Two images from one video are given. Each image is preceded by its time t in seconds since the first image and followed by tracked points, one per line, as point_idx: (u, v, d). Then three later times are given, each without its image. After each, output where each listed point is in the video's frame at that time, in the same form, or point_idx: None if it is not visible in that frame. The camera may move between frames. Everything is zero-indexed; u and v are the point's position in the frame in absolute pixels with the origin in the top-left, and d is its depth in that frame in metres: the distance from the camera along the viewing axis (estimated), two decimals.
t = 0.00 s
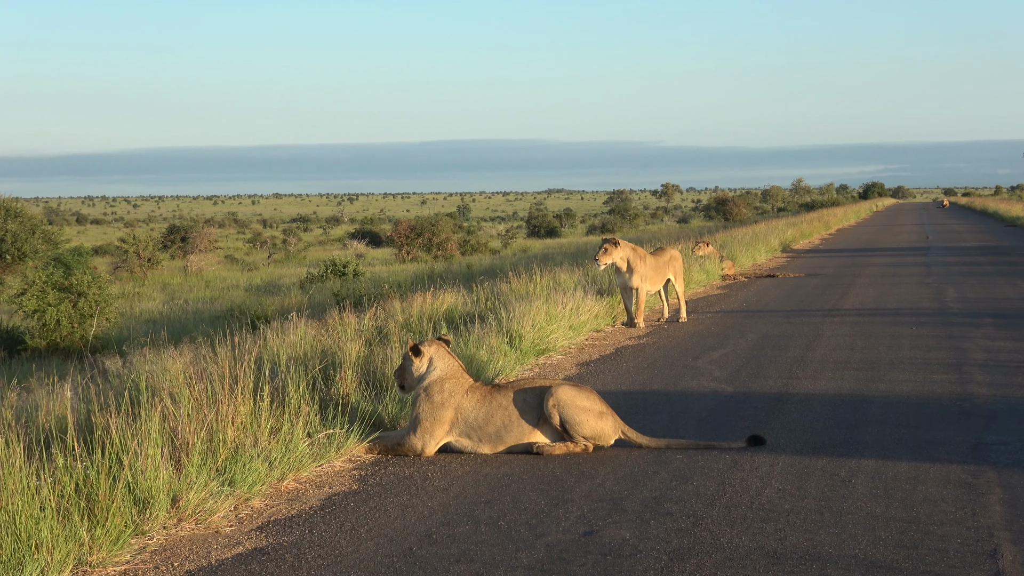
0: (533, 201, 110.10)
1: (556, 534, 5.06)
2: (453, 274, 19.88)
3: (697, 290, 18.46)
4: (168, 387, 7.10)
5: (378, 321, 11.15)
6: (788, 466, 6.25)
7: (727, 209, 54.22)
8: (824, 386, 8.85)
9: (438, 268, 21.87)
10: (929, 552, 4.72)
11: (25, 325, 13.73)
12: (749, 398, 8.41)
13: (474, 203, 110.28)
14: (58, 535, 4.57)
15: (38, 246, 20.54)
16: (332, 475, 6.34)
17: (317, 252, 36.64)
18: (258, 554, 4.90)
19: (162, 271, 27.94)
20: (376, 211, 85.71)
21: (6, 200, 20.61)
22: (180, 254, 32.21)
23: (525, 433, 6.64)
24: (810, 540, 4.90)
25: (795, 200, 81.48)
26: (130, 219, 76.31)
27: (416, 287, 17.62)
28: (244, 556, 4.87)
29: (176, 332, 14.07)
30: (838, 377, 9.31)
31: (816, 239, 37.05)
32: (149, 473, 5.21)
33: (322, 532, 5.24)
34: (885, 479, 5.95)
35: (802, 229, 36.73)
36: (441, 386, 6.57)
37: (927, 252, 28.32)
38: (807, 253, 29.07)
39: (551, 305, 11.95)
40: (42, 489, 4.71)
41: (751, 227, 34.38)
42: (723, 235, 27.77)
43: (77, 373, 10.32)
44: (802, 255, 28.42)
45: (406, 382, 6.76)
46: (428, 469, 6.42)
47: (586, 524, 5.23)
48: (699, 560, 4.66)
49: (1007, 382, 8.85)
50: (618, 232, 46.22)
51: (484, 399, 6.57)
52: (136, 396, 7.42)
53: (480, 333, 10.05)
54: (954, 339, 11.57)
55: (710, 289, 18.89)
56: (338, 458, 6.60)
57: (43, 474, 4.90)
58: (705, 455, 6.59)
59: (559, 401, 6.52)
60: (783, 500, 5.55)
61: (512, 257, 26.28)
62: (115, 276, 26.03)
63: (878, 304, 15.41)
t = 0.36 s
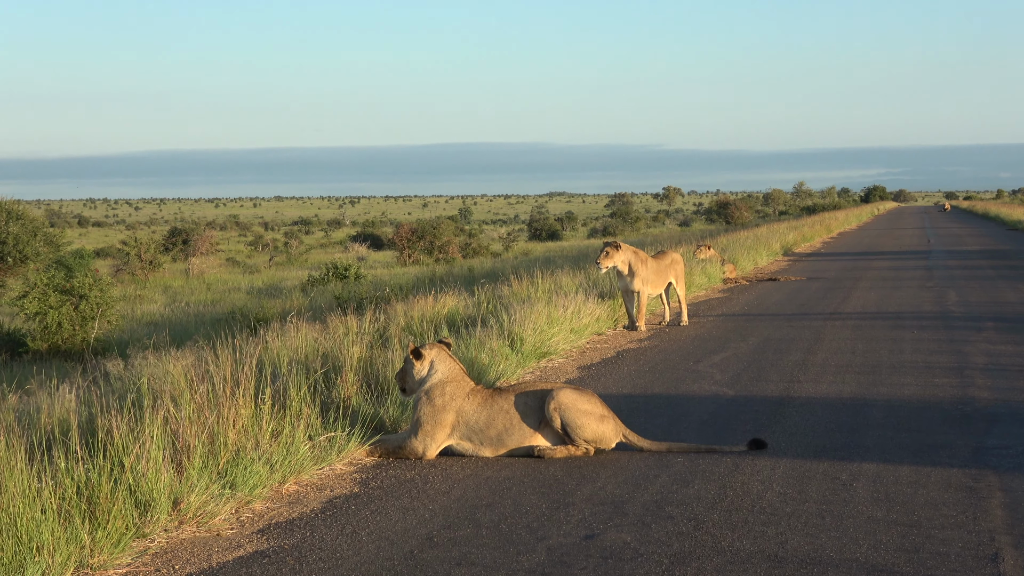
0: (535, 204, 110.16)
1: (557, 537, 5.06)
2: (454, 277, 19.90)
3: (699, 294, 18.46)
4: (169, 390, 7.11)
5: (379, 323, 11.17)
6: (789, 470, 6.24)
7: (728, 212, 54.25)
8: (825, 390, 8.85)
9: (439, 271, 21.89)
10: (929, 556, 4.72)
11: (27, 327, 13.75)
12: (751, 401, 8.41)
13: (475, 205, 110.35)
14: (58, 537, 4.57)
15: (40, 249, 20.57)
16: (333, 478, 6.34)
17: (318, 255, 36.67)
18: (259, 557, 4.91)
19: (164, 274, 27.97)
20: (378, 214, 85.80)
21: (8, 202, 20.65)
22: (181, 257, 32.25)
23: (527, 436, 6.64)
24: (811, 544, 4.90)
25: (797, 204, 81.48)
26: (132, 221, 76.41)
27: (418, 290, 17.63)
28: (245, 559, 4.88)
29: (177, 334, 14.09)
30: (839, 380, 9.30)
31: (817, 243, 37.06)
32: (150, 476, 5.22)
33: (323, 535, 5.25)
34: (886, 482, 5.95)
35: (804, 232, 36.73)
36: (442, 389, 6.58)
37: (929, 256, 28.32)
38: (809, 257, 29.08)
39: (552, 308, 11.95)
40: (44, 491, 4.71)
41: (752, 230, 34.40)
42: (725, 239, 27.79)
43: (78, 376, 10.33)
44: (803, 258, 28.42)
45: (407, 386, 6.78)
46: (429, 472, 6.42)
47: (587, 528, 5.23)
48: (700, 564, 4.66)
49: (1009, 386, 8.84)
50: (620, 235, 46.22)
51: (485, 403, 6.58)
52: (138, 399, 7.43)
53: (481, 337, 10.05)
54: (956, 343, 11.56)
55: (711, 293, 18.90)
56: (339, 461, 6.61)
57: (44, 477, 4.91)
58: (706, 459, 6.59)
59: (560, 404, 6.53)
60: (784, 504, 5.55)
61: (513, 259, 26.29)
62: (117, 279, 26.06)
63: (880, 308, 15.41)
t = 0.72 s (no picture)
0: (536, 207, 110.19)
1: (559, 541, 5.06)
2: (456, 279, 19.90)
3: (700, 296, 18.46)
4: (171, 392, 7.13)
5: (381, 326, 11.17)
6: (791, 473, 6.24)
7: (730, 215, 54.25)
8: (827, 393, 8.84)
9: (441, 274, 21.90)
10: (932, 559, 4.72)
11: (29, 329, 13.76)
12: (753, 404, 8.41)
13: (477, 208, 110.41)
14: (60, 540, 4.57)
15: (42, 251, 20.58)
16: (335, 481, 6.34)
17: (320, 257, 36.69)
18: (261, 560, 4.91)
19: (166, 276, 28.00)
20: (380, 217, 85.87)
21: (11, 204, 20.69)
22: (184, 259, 32.29)
23: (529, 439, 6.65)
24: (814, 547, 4.90)
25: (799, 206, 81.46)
26: (134, 223, 76.48)
27: (420, 292, 17.65)
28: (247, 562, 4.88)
29: (179, 337, 14.10)
30: (842, 383, 9.30)
31: (820, 245, 37.06)
32: (152, 479, 5.23)
33: (325, 538, 5.25)
34: (888, 485, 5.95)
35: (806, 235, 36.73)
36: (444, 392, 6.58)
37: (931, 259, 28.32)
38: (811, 259, 29.08)
39: (554, 311, 11.95)
40: (46, 494, 4.72)
41: (754, 233, 34.40)
42: (727, 241, 27.80)
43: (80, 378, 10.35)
44: (805, 261, 28.41)
45: (409, 389, 6.78)
46: (431, 475, 6.43)
47: (589, 531, 5.23)
48: (702, 567, 4.66)
49: (1011, 390, 8.83)
50: (621, 238, 46.21)
51: (487, 405, 6.58)
52: (140, 401, 7.43)
53: (483, 339, 10.06)
54: (958, 346, 11.56)
55: (713, 295, 18.91)
56: (341, 464, 6.61)
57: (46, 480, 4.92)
58: (708, 462, 6.59)
59: (562, 407, 6.53)
60: (786, 507, 5.55)
61: (515, 262, 26.30)
62: (119, 281, 26.10)
63: (882, 311, 15.40)
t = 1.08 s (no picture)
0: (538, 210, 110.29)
1: (561, 543, 5.07)
2: (458, 282, 19.91)
3: (702, 299, 18.47)
4: (173, 394, 7.14)
5: (382, 328, 11.18)
6: (793, 476, 6.24)
7: (732, 218, 54.26)
8: (828, 396, 8.84)
9: (442, 276, 21.92)
10: (933, 562, 4.72)
11: (31, 331, 13.78)
12: (754, 407, 8.40)
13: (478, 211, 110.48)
14: (61, 542, 4.58)
15: (44, 253, 20.60)
16: (337, 483, 6.35)
17: (322, 259, 36.72)
18: (262, 562, 4.91)
19: (167, 279, 28.02)
20: (381, 219, 85.94)
21: (13, 206, 20.72)
22: (185, 262, 32.32)
23: (530, 441, 6.65)
24: (814, 549, 4.90)
25: (800, 209, 81.44)
26: (135, 225, 76.59)
27: (421, 295, 17.67)
28: (248, 564, 4.89)
29: (180, 339, 14.11)
30: (843, 386, 9.29)
31: (821, 248, 37.06)
32: (153, 481, 5.24)
33: (326, 540, 5.25)
34: (889, 488, 5.94)
35: (807, 238, 36.73)
36: (445, 394, 6.59)
37: (932, 262, 28.31)
38: (812, 262, 29.05)
39: (555, 313, 11.96)
40: (47, 495, 4.73)
41: (756, 236, 34.38)
42: (728, 244, 27.79)
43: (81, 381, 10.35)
44: (806, 264, 28.41)
45: (410, 392, 6.79)
46: (432, 477, 6.43)
47: (591, 533, 5.23)
48: (703, 570, 4.66)
49: (1013, 393, 8.83)
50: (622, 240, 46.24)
51: (488, 408, 6.58)
52: (141, 403, 7.45)
53: (484, 342, 10.07)
54: (959, 349, 11.56)
55: (714, 298, 18.90)
56: (342, 466, 6.62)
57: (47, 481, 4.93)
58: (709, 464, 6.59)
59: (564, 410, 6.53)
60: (788, 510, 5.55)
61: (516, 265, 26.30)
62: (120, 283, 26.14)
63: (883, 314, 15.39)
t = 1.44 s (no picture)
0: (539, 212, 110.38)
1: (562, 545, 5.07)
2: (459, 284, 19.92)
3: (703, 301, 18.46)
4: (174, 396, 7.14)
5: (384, 330, 11.19)
6: (794, 478, 6.24)
7: (733, 220, 54.27)
8: (830, 398, 8.84)
9: (444, 279, 21.93)
10: (935, 565, 4.72)
11: (32, 333, 13.80)
12: (756, 409, 8.40)
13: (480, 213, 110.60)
14: (63, 544, 4.58)
15: (45, 255, 20.62)
16: (338, 485, 6.35)
17: (323, 261, 36.77)
18: (264, 564, 4.92)
19: (169, 280, 28.05)
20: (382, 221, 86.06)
21: (15, 208, 20.75)
22: (186, 263, 32.37)
23: (532, 443, 6.65)
24: (816, 552, 4.90)
25: (802, 212, 81.40)
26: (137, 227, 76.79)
27: (423, 297, 17.68)
28: (249, 565, 4.89)
29: (181, 341, 14.11)
30: (845, 388, 9.28)
31: (822, 250, 37.07)
32: (154, 483, 5.25)
33: (328, 542, 5.26)
34: (891, 491, 5.94)
35: (808, 240, 36.75)
36: (446, 396, 6.59)
37: (934, 264, 28.31)
38: (813, 264, 29.07)
39: (556, 316, 11.96)
40: (48, 497, 4.73)
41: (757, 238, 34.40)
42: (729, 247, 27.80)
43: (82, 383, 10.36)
44: (808, 266, 28.41)
45: (411, 394, 6.80)
46: (433, 479, 6.43)
47: (592, 535, 5.23)
48: (705, 572, 4.66)
49: (1014, 395, 8.82)
50: (623, 242, 46.27)
51: (489, 410, 6.58)
52: (142, 405, 7.45)
53: (486, 343, 10.07)
54: (961, 351, 11.55)
55: (716, 300, 18.90)
56: (343, 468, 6.62)
57: (49, 483, 4.94)
58: (711, 467, 6.59)
59: (565, 412, 6.53)
60: (789, 512, 5.55)
61: (518, 267, 26.30)
62: (122, 285, 26.18)
63: (885, 316, 15.38)
